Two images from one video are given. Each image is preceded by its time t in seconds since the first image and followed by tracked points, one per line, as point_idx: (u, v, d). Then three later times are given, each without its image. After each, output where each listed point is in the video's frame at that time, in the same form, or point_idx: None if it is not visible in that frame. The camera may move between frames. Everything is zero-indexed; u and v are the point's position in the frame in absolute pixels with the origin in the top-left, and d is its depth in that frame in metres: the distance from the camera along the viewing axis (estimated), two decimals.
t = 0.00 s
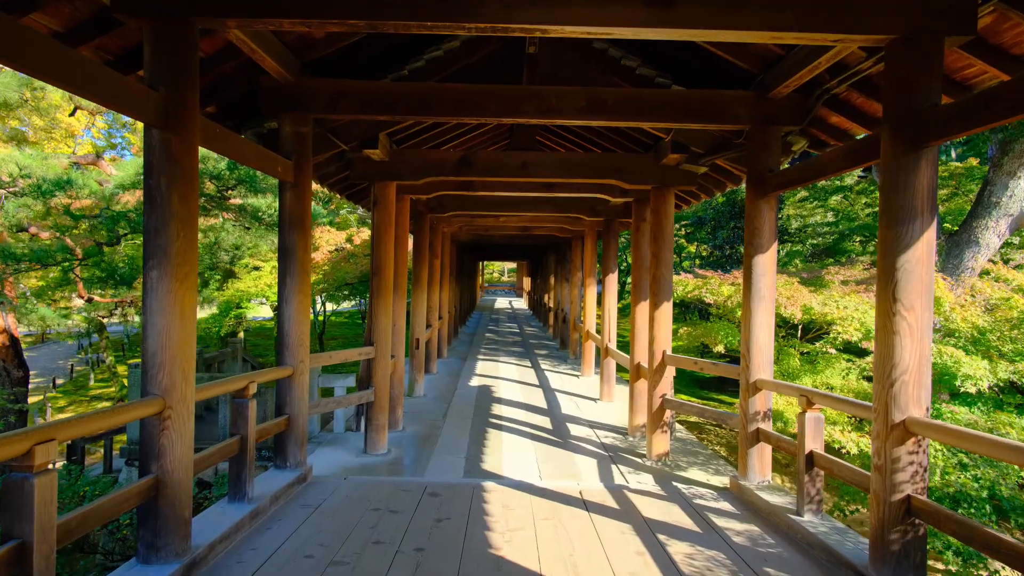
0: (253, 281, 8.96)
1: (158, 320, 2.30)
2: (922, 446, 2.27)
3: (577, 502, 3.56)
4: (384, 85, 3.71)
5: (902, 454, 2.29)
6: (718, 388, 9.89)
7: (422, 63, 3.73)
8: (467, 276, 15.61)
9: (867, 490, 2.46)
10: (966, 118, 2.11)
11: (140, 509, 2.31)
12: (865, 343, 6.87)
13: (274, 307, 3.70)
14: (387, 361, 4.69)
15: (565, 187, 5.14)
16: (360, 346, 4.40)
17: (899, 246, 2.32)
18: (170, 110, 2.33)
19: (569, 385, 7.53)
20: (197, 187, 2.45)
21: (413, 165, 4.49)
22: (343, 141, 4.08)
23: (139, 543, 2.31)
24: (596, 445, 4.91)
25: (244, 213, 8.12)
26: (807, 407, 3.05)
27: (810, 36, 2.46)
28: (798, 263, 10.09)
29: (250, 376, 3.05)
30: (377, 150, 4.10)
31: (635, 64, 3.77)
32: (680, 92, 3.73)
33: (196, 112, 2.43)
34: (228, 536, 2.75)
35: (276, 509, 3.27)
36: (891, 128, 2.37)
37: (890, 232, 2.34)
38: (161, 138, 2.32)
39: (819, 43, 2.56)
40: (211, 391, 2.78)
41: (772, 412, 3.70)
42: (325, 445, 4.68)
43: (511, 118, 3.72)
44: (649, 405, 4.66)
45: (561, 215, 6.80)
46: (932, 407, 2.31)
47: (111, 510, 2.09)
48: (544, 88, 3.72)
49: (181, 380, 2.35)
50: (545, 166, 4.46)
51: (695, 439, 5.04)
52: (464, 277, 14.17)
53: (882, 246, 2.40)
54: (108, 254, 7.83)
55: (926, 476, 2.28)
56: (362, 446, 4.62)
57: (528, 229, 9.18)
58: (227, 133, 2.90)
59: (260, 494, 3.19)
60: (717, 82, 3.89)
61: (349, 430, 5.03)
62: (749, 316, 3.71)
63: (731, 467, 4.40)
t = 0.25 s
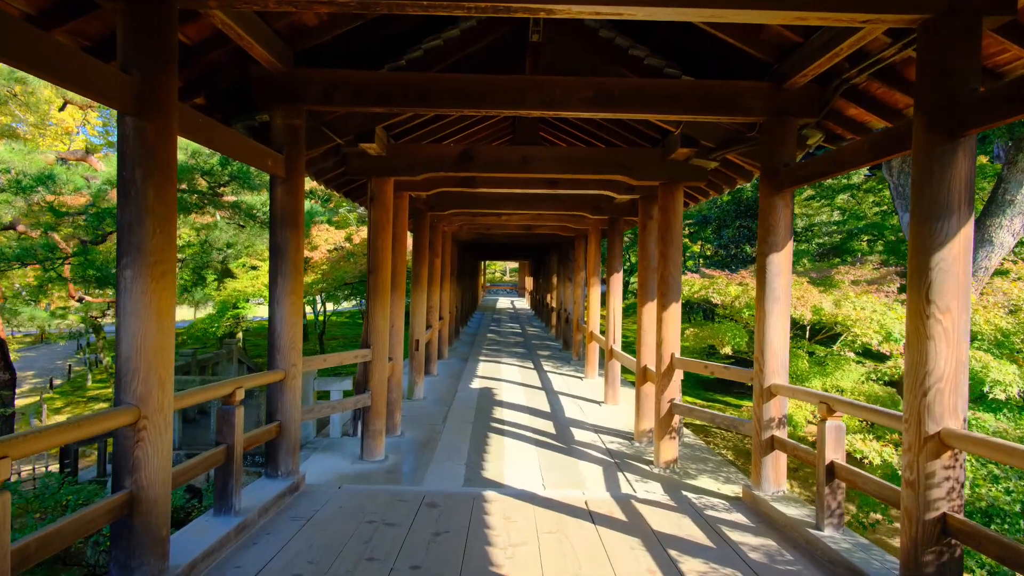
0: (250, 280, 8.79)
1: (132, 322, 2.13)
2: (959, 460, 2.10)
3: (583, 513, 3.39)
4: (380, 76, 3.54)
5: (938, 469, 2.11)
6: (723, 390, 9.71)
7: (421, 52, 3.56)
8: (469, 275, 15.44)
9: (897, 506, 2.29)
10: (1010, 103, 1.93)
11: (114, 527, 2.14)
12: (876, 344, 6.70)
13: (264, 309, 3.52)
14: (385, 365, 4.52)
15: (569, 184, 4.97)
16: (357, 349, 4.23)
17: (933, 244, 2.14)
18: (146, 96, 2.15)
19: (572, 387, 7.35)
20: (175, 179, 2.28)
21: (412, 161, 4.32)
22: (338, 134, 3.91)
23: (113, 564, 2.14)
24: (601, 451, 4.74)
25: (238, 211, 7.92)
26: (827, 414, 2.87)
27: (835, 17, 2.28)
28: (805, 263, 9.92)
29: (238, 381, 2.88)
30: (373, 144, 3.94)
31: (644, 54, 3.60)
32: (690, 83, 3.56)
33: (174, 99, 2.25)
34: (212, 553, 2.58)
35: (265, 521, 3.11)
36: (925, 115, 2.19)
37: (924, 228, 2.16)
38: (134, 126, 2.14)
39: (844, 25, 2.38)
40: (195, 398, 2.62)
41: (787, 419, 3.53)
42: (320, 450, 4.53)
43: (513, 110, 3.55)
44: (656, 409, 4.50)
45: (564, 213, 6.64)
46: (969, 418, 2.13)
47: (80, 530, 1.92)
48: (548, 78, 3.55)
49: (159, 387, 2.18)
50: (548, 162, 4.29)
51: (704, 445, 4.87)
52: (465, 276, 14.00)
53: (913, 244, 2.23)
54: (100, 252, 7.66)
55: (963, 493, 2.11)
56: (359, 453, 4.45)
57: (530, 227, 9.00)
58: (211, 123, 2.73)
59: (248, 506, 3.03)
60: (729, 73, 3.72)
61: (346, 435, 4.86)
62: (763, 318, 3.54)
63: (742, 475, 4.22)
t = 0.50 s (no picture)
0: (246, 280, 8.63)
1: (103, 323, 1.96)
2: (1000, 473, 1.93)
3: (588, 523, 3.22)
4: (375, 64, 3.38)
5: (978, 482, 1.95)
6: (728, 392, 9.54)
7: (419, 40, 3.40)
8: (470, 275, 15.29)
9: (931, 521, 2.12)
10: None
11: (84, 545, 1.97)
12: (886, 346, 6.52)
13: (254, 308, 3.36)
14: (382, 367, 4.35)
15: (573, 179, 4.81)
16: (352, 351, 4.06)
17: (972, 238, 1.96)
18: (117, 76, 1.99)
19: (575, 389, 7.18)
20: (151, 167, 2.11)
21: (409, 155, 4.16)
22: (332, 126, 3.75)
23: None
24: (606, 456, 4.57)
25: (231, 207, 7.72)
26: (848, 421, 2.69)
27: None
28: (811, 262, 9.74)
29: (223, 385, 2.71)
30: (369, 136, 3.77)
31: (652, 41, 3.44)
32: (700, 71, 3.40)
33: (148, 80, 2.09)
34: (192, 570, 2.41)
35: (254, 532, 2.94)
36: (961, 99, 2.02)
37: (961, 220, 1.99)
38: (105, 110, 1.97)
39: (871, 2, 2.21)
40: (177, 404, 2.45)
41: (802, 424, 3.36)
42: (315, 455, 4.37)
43: (514, 100, 3.39)
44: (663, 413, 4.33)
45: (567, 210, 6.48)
46: (1011, 426, 1.97)
47: (43, 550, 1.75)
48: (551, 67, 3.38)
49: (133, 393, 2.01)
50: (551, 156, 4.13)
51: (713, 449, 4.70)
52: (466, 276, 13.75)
53: (947, 239, 2.05)
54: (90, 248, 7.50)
55: (1004, 508, 1.95)
56: (355, 458, 4.28)
57: (532, 226, 8.83)
58: (191, 109, 2.56)
59: (235, 517, 2.86)
60: (741, 61, 3.55)
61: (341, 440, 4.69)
62: (777, 318, 3.38)
63: (753, 482, 4.05)
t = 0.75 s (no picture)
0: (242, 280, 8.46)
1: (67, 327, 1.78)
2: None
3: (596, 537, 3.04)
4: (370, 52, 3.21)
5: None
6: (733, 393, 9.37)
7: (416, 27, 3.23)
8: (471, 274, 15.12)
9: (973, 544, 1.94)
10: None
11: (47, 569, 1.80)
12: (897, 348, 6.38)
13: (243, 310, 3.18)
14: (379, 370, 4.17)
15: (577, 175, 4.64)
16: (347, 354, 3.89)
17: (1023, 231, 1.78)
18: (84, 57, 1.81)
19: (578, 391, 7.01)
20: (122, 156, 1.94)
21: (407, 149, 3.99)
22: (326, 118, 3.58)
23: None
24: (612, 463, 4.40)
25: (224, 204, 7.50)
26: (875, 430, 2.53)
27: None
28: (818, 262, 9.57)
29: (207, 392, 2.54)
30: (365, 129, 3.60)
31: (662, 28, 3.26)
32: (713, 59, 3.22)
33: (119, 61, 1.91)
34: None
35: (241, 547, 2.77)
36: (1007, 83, 1.84)
37: (1009, 215, 1.81)
38: (69, 93, 1.80)
39: None
40: (155, 413, 2.28)
41: (821, 431, 3.19)
42: (309, 462, 4.20)
43: (517, 91, 3.22)
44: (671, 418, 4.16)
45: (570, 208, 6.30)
46: None
47: None
48: (555, 55, 3.21)
49: (101, 403, 1.84)
50: (555, 150, 3.95)
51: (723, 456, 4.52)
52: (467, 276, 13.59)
53: (992, 235, 1.89)
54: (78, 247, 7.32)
55: None
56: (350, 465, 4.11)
57: (534, 224, 8.66)
58: (170, 94, 2.39)
59: (220, 532, 2.69)
60: (755, 49, 3.38)
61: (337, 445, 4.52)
62: (794, 319, 3.21)
63: (766, 491, 3.88)
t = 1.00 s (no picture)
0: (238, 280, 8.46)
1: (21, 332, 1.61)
2: None
3: (602, 552, 2.88)
4: (363, 40, 3.04)
5: None
6: (738, 395, 9.20)
7: (412, 14, 3.06)
8: (470, 275, 14.98)
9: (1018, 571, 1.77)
10: None
11: None
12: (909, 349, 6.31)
13: (229, 312, 3.01)
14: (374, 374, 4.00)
15: (580, 171, 4.48)
16: (339, 357, 3.72)
17: None
18: (39, 35, 1.63)
19: (580, 394, 6.85)
20: (84, 146, 1.77)
21: (403, 144, 3.83)
22: (317, 111, 3.41)
23: None
24: (617, 470, 4.23)
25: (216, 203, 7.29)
26: (902, 441, 2.34)
27: None
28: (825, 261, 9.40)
29: (186, 400, 2.37)
30: (358, 122, 3.43)
31: (670, 16, 3.09)
32: (724, 48, 3.05)
33: (79, 40, 1.73)
34: None
35: (223, 566, 2.61)
36: None
37: None
38: (22, 75, 1.63)
39: None
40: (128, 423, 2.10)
41: (839, 440, 3.01)
42: (301, 470, 4.04)
43: (518, 81, 3.04)
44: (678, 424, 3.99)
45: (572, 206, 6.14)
46: None
47: None
48: (558, 43, 3.03)
49: (60, 415, 1.67)
50: (558, 146, 3.78)
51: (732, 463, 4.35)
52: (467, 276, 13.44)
53: None
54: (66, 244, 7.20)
55: None
56: (344, 475, 3.93)
57: (534, 223, 8.49)
58: (137, 79, 2.22)
59: (201, 549, 2.52)
60: (768, 38, 3.21)
61: (329, 452, 4.35)
62: (811, 322, 3.04)
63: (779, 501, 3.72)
